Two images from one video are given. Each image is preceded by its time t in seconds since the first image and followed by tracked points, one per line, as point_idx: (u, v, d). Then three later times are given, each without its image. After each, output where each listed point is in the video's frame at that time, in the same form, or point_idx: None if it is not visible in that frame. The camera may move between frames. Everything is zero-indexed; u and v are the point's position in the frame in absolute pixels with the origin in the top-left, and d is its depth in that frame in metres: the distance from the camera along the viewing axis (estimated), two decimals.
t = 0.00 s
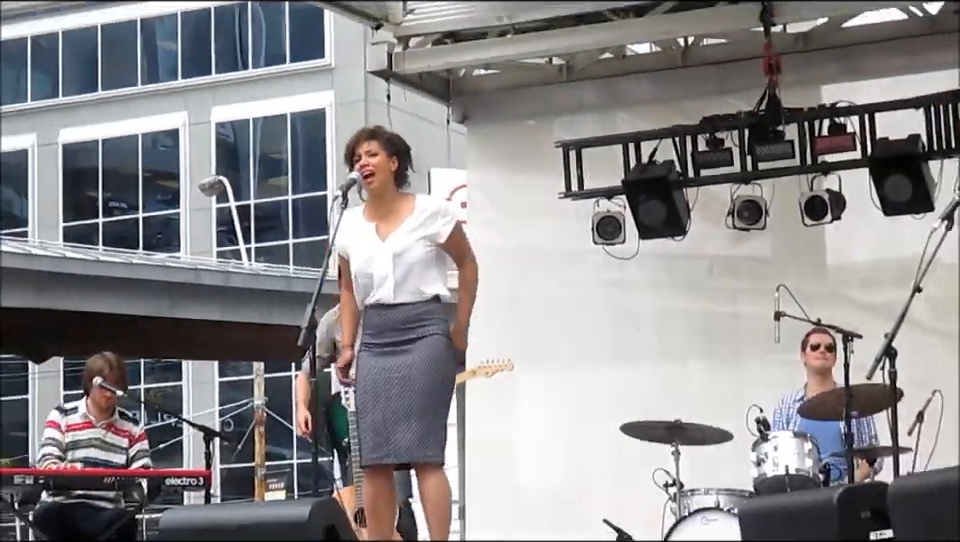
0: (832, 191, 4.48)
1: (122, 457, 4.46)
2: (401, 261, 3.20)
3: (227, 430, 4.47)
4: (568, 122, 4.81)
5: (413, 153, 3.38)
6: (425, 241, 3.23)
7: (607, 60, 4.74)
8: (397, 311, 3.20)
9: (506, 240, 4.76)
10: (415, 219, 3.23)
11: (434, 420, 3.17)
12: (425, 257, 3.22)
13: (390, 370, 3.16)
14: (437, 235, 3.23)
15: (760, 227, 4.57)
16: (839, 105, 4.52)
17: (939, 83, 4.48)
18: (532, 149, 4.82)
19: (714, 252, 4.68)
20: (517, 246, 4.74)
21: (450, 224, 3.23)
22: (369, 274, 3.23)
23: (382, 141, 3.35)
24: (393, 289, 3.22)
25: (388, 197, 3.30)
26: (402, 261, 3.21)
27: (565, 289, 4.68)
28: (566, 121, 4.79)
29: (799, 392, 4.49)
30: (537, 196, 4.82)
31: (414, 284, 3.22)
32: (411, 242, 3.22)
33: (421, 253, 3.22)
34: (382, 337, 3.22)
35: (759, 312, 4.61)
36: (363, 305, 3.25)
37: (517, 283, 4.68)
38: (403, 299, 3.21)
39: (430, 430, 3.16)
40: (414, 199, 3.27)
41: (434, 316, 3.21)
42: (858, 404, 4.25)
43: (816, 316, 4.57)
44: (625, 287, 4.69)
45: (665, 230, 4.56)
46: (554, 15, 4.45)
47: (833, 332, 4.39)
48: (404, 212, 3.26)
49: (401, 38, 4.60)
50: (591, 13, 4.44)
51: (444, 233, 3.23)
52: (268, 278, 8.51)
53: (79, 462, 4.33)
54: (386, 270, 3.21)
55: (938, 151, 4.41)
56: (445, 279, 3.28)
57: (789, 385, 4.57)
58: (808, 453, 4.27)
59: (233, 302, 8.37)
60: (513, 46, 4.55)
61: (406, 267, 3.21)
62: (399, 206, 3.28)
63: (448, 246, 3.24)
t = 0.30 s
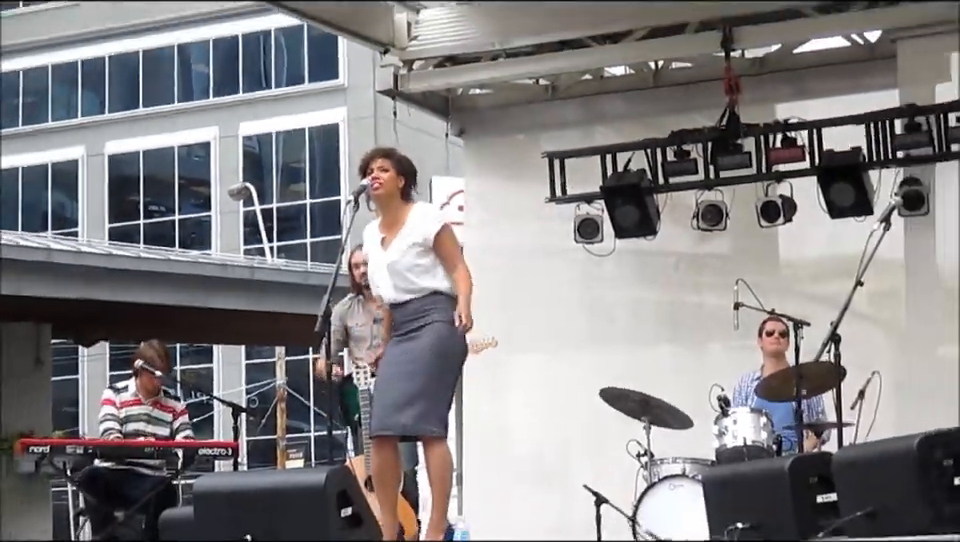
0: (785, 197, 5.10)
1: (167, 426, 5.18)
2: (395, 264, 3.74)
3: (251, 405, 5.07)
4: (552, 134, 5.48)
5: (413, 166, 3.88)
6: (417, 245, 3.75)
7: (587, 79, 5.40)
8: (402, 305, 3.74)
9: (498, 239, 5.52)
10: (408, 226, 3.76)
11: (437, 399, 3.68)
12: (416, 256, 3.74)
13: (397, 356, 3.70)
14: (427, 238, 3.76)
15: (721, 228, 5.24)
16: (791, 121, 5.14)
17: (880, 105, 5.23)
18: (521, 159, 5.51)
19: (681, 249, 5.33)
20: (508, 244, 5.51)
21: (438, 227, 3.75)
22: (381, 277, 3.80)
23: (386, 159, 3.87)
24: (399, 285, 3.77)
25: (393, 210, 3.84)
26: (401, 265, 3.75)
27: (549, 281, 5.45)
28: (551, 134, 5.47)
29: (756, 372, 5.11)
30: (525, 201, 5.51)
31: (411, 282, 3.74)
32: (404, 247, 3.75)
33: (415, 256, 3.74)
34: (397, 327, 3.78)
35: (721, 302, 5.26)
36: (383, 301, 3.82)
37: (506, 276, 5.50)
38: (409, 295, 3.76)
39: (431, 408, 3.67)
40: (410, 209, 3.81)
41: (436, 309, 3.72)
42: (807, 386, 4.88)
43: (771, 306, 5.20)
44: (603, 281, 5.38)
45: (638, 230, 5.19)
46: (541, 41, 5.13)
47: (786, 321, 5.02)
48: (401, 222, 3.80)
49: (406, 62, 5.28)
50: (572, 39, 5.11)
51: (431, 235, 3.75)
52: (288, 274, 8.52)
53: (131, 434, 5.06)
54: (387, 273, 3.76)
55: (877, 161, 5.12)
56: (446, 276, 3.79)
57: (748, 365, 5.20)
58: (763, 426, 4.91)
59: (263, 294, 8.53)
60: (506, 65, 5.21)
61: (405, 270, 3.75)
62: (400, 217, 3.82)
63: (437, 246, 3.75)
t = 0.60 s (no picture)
0: (745, 202, 5.83)
1: (200, 406, 5.83)
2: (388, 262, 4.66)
3: (272, 385, 5.74)
4: (539, 145, 6.21)
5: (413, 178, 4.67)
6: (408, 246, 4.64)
7: (571, 97, 6.12)
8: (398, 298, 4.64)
9: (491, 239, 6.27)
10: (401, 234, 4.64)
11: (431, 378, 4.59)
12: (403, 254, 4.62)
13: (399, 343, 4.63)
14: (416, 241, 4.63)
15: (689, 230, 5.95)
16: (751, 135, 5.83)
17: (830, 122, 5.97)
18: (512, 167, 6.24)
19: (653, 249, 6.05)
20: (500, 243, 6.25)
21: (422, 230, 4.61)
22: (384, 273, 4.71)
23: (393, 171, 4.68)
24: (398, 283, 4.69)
25: (393, 216, 4.71)
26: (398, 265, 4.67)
27: (537, 277, 6.20)
28: (538, 144, 6.20)
29: (719, 358, 5.80)
30: (516, 205, 6.24)
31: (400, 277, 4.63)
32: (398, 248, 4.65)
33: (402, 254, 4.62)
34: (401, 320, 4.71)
35: (689, 295, 5.97)
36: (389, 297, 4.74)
37: (497, 272, 6.26)
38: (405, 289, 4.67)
39: (427, 385, 4.58)
40: (406, 219, 4.68)
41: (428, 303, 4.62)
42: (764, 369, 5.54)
43: (732, 298, 5.93)
44: (585, 277, 6.12)
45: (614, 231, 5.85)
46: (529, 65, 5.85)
47: (745, 311, 5.71)
48: (398, 229, 4.69)
49: (409, 81, 5.98)
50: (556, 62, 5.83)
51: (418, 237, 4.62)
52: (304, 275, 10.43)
53: (167, 411, 5.73)
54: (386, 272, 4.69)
55: (826, 170, 5.81)
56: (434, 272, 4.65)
57: (712, 353, 5.90)
58: (725, 405, 5.58)
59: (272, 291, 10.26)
60: (496, 83, 5.91)
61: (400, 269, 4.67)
62: (399, 223, 4.70)
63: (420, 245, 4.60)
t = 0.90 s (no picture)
0: (715, 207, 6.67)
1: (241, 386, 6.64)
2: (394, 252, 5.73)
3: (304, 367, 6.61)
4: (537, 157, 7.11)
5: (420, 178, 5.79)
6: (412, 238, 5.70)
7: (566, 114, 7.02)
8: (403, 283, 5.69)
9: (491, 239, 7.16)
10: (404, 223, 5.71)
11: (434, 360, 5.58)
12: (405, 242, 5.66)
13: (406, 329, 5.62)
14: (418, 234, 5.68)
15: (667, 231, 6.83)
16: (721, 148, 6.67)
17: (792, 137, 6.81)
18: (511, 176, 7.14)
19: (636, 248, 6.91)
20: (500, 243, 7.14)
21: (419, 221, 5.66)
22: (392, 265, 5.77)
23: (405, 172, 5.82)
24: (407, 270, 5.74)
25: (405, 210, 5.81)
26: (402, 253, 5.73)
27: (533, 272, 7.08)
28: (535, 156, 7.11)
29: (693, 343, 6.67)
30: (517, 209, 7.12)
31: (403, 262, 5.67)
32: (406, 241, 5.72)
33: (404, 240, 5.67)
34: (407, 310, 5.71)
35: (668, 289, 6.82)
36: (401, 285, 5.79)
37: (496, 269, 7.15)
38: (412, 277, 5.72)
39: (432, 365, 5.57)
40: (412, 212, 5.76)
41: (427, 293, 5.61)
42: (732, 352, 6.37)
43: (704, 290, 6.77)
44: (576, 272, 7.00)
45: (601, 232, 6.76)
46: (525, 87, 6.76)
47: (715, 302, 6.55)
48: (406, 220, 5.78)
49: (423, 102, 6.93)
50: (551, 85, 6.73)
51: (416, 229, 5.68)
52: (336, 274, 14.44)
53: (213, 389, 6.56)
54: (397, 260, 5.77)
55: (787, 179, 6.66)
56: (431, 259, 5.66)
57: (685, 338, 6.77)
58: (698, 384, 6.42)
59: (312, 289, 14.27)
60: (499, 103, 6.81)
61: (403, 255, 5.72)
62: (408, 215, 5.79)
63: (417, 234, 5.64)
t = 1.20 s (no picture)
0: (685, 215, 7.68)
1: (266, 374, 7.55)
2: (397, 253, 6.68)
3: (320, 357, 7.43)
4: (531, 170, 8.13)
5: (426, 190, 6.70)
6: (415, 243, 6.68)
7: (555, 132, 8.00)
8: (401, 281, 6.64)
9: (488, 245, 8.20)
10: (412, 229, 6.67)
11: (428, 357, 6.53)
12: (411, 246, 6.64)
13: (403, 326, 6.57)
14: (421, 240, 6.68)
15: (644, 236, 7.82)
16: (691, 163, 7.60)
17: (753, 153, 7.77)
18: (506, 188, 8.19)
19: (618, 251, 7.93)
20: (495, 248, 8.18)
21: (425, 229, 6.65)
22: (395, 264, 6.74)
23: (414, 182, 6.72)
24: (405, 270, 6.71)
25: (410, 216, 6.73)
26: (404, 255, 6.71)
27: (523, 273, 8.10)
28: (526, 171, 8.14)
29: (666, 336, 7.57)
30: (511, 219, 8.16)
31: (405, 263, 6.64)
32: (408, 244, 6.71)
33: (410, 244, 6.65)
34: (405, 309, 6.66)
35: (644, 287, 7.83)
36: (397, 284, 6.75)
37: (491, 270, 8.19)
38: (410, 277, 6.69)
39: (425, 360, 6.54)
40: (418, 220, 6.69)
41: (423, 296, 6.58)
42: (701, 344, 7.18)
43: (676, 289, 7.77)
44: (562, 274, 8.01)
45: (585, 238, 7.78)
46: (518, 109, 7.74)
47: (686, 299, 7.42)
48: (413, 226, 6.72)
49: (426, 122, 7.97)
50: (539, 106, 7.71)
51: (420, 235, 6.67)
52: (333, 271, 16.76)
53: (242, 378, 7.45)
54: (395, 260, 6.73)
55: (750, 191, 7.53)
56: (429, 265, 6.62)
57: (659, 331, 7.78)
58: (670, 373, 7.30)
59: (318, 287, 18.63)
60: (494, 123, 7.80)
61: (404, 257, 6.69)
62: (413, 222, 6.72)
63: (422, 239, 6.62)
